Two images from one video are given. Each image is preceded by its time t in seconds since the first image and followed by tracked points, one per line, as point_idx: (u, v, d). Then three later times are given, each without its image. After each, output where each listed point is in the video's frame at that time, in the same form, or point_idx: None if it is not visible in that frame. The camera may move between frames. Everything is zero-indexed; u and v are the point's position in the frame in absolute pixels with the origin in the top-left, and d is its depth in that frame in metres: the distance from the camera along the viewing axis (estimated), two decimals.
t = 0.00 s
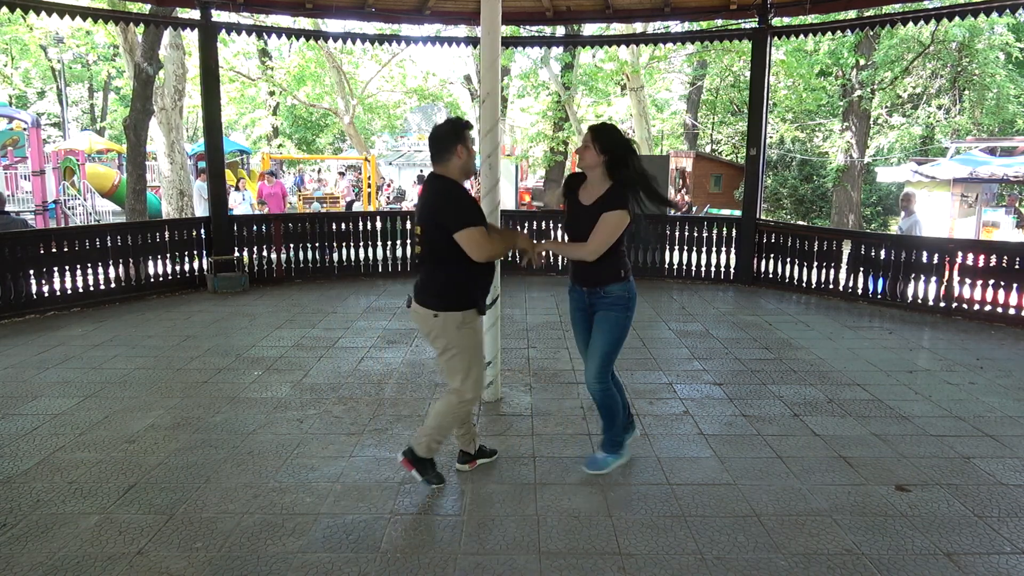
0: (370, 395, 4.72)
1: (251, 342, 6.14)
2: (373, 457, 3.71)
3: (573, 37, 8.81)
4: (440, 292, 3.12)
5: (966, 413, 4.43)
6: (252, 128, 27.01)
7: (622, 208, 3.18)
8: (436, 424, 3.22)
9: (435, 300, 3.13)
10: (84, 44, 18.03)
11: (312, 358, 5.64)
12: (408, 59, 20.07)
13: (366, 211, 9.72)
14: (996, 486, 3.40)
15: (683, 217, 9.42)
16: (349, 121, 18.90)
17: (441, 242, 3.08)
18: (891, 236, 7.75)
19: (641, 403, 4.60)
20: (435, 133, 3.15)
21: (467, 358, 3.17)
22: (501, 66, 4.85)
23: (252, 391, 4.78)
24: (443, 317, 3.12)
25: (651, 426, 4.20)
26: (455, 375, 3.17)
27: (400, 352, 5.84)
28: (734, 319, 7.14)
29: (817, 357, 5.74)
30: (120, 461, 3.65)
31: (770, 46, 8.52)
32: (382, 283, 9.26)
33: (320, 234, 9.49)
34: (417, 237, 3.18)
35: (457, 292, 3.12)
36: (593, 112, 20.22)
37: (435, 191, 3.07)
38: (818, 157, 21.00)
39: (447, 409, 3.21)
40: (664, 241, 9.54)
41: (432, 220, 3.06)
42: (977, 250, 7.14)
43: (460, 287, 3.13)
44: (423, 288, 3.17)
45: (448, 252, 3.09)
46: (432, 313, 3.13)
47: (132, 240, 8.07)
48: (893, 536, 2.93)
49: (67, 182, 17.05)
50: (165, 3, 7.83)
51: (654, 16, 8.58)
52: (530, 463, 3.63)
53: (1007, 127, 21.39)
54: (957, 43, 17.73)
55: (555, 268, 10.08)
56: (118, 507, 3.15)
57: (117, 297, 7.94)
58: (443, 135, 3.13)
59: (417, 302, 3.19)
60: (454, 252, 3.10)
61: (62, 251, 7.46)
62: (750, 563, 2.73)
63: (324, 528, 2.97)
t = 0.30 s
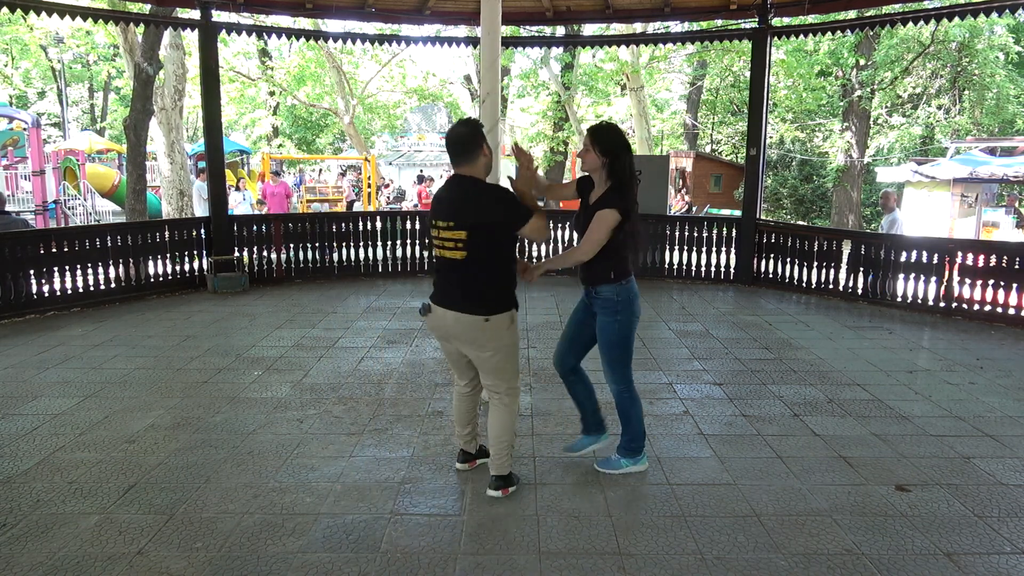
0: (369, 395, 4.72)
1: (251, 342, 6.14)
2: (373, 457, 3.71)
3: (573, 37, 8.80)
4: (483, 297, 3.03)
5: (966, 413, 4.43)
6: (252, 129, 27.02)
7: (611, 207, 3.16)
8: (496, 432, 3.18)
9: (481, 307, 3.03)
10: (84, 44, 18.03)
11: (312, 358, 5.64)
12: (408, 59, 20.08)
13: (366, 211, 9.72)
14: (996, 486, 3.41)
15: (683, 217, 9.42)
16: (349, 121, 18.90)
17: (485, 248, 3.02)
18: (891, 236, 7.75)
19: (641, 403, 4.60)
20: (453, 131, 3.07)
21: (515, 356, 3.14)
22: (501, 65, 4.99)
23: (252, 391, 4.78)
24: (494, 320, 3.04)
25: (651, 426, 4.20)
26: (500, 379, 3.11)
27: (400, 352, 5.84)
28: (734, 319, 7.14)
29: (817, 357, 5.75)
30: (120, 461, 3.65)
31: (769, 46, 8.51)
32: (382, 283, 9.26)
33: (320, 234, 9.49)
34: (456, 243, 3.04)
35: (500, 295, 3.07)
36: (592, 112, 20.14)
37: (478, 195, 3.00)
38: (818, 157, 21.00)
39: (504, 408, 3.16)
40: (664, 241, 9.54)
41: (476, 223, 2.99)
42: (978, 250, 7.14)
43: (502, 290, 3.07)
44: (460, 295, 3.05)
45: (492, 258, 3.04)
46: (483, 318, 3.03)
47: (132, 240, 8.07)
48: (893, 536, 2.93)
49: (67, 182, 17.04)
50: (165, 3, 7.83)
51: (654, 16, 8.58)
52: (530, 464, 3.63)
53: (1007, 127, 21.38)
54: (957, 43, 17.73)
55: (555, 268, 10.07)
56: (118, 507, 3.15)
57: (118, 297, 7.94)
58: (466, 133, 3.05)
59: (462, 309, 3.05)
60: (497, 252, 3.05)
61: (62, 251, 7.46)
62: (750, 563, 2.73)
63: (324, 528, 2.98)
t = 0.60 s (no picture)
0: (369, 395, 4.72)
1: (251, 342, 6.14)
2: (373, 457, 3.71)
3: (573, 37, 8.80)
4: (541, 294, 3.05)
5: (966, 413, 4.43)
6: (252, 129, 27.04)
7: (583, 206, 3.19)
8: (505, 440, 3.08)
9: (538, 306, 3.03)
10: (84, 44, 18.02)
11: (312, 357, 5.64)
12: (408, 59, 20.08)
13: (366, 211, 9.71)
14: (996, 486, 3.40)
15: (683, 217, 9.41)
16: (349, 121, 18.89)
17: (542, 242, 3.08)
18: (891, 236, 7.75)
19: (641, 403, 4.60)
20: (482, 128, 2.97)
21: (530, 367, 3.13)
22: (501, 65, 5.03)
23: (252, 391, 4.78)
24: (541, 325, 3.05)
25: (651, 426, 4.20)
26: (521, 390, 3.07)
27: (400, 352, 5.84)
28: (734, 319, 7.14)
29: (817, 357, 5.75)
30: (120, 461, 3.65)
31: (769, 46, 8.51)
32: (381, 283, 9.26)
33: (320, 234, 9.49)
34: (524, 243, 2.97)
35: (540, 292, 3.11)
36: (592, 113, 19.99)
37: (531, 190, 3.00)
38: (818, 157, 20.99)
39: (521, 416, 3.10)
40: (664, 241, 9.54)
41: (541, 219, 3.03)
42: (978, 250, 7.14)
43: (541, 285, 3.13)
44: (525, 297, 2.97)
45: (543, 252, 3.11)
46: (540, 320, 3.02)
47: (132, 240, 8.07)
48: (893, 536, 2.93)
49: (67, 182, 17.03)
50: (165, 3, 7.83)
51: (654, 16, 8.57)
52: (529, 464, 3.63)
53: (1007, 127, 21.37)
54: (957, 43, 17.73)
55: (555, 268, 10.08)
56: (118, 507, 3.15)
57: (118, 297, 7.94)
58: (491, 132, 2.98)
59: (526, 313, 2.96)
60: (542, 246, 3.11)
61: (62, 251, 7.46)
62: (750, 563, 2.73)
63: (324, 528, 2.98)
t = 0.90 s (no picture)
0: (369, 395, 4.71)
1: (251, 342, 6.14)
2: (373, 457, 3.71)
3: (573, 37, 8.80)
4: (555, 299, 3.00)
5: (966, 413, 4.43)
6: (252, 129, 27.04)
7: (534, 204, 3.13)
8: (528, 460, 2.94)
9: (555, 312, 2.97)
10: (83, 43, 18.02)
11: (312, 357, 5.64)
12: (408, 59, 20.09)
13: (366, 211, 9.70)
14: (996, 486, 3.40)
15: (683, 217, 9.40)
16: (349, 121, 18.89)
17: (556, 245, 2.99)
18: (891, 236, 7.74)
19: (641, 403, 4.59)
20: (510, 124, 2.80)
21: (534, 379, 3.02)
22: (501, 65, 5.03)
23: (252, 391, 4.78)
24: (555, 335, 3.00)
25: (651, 426, 4.19)
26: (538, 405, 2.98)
27: (400, 352, 5.84)
28: (734, 319, 7.13)
29: (817, 357, 5.75)
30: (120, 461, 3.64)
31: (770, 46, 8.51)
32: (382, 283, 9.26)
33: (320, 234, 9.49)
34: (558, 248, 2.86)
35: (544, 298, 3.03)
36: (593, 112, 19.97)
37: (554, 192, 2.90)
38: (818, 157, 20.97)
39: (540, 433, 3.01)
40: (664, 241, 9.53)
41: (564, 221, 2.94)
42: (978, 250, 7.14)
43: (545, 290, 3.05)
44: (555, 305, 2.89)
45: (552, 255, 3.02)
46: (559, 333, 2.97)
47: (132, 240, 8.06)
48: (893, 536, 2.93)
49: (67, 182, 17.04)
50: (165, 3, 7.82)
51: (654, 16, 8.57)
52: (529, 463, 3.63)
53: (1007, 127, 21.36)
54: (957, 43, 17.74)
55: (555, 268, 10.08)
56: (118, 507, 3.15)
57: (118, 297, 7.94)
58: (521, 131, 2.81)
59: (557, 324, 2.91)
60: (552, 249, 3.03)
61: (62, 251, 7.46)
62: (750, 563, 2.73)
63: (324, 528, 2.97)
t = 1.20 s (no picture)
0: (370, 395, 4.72)
1: (252, 342, 6.14)
2: (373, 457, 3.71)
3: (573, 37, 8.80)
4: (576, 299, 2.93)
5: (966, 413, 4.43)
6: (252, 129, 27.04)
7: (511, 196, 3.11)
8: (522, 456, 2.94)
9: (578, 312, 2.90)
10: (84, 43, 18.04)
11: (312, 357, 5.64)
12: (408, 59, 20.11)
13: (366, 211, 9.71)
14: (995, 486, 3.40)
15: (683, 217, 9.40)
16: (349, 121, 18.88)
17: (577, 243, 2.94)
18: (891, 236, 7.74)
19: (641, 403, 4.60)
20: (526, 127, 2.77)
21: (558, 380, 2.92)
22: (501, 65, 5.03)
23: (252, 391, 4.78)
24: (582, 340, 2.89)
25: (650, 426, 4.20)
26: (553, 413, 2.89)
27: (401, 352, 5.84)
28: (734, 319, 7.13)
29: (817, 357, 5.75)
30: (120, 461, 3.64)
31: (770, 46, 8.51)
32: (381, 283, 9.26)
33: (320, 234, 9.49)
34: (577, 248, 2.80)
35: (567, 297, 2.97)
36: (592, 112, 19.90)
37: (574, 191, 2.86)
38: (818, 157, 20.95)
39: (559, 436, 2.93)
40: (664, 241, 9.53)
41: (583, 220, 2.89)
42: (978, 250, 7.14)
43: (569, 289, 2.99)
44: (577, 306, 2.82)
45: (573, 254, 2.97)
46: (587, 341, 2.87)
47: (132, 240, 8.06)
48: (893, 536, 2.93)
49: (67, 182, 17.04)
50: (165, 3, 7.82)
51: (654, 16, 8.58)
52: (530, 464, 3.63)
53: (1007, 127, 21.37)
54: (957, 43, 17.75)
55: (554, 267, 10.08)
56: (118, 507, 3.15)
57: (118, 297, 7.94)
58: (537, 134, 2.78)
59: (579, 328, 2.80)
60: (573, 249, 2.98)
61: (62, 251, 7.46)
62: (750, 563, 2.73)
63: (324, 528, 2.97)
